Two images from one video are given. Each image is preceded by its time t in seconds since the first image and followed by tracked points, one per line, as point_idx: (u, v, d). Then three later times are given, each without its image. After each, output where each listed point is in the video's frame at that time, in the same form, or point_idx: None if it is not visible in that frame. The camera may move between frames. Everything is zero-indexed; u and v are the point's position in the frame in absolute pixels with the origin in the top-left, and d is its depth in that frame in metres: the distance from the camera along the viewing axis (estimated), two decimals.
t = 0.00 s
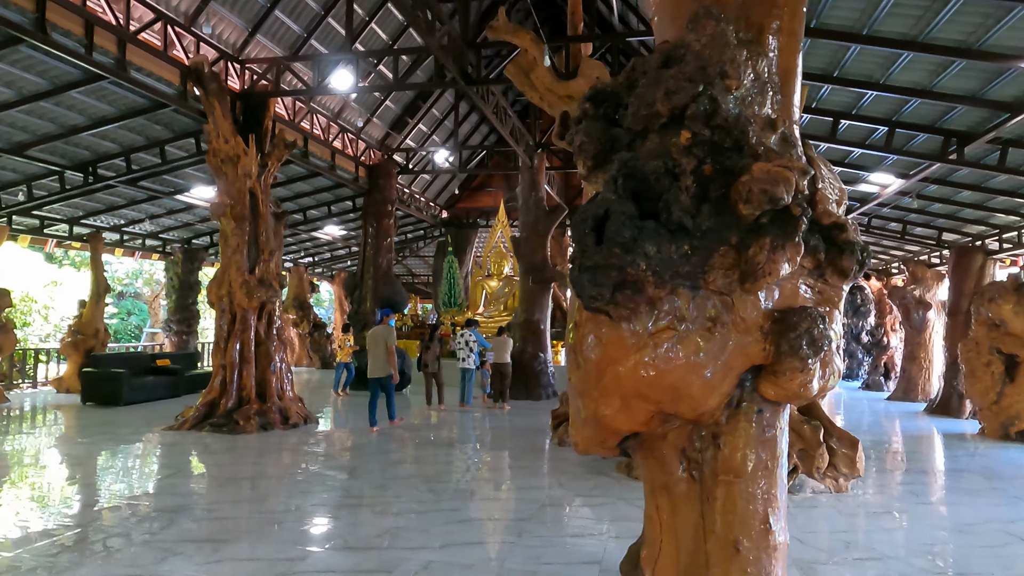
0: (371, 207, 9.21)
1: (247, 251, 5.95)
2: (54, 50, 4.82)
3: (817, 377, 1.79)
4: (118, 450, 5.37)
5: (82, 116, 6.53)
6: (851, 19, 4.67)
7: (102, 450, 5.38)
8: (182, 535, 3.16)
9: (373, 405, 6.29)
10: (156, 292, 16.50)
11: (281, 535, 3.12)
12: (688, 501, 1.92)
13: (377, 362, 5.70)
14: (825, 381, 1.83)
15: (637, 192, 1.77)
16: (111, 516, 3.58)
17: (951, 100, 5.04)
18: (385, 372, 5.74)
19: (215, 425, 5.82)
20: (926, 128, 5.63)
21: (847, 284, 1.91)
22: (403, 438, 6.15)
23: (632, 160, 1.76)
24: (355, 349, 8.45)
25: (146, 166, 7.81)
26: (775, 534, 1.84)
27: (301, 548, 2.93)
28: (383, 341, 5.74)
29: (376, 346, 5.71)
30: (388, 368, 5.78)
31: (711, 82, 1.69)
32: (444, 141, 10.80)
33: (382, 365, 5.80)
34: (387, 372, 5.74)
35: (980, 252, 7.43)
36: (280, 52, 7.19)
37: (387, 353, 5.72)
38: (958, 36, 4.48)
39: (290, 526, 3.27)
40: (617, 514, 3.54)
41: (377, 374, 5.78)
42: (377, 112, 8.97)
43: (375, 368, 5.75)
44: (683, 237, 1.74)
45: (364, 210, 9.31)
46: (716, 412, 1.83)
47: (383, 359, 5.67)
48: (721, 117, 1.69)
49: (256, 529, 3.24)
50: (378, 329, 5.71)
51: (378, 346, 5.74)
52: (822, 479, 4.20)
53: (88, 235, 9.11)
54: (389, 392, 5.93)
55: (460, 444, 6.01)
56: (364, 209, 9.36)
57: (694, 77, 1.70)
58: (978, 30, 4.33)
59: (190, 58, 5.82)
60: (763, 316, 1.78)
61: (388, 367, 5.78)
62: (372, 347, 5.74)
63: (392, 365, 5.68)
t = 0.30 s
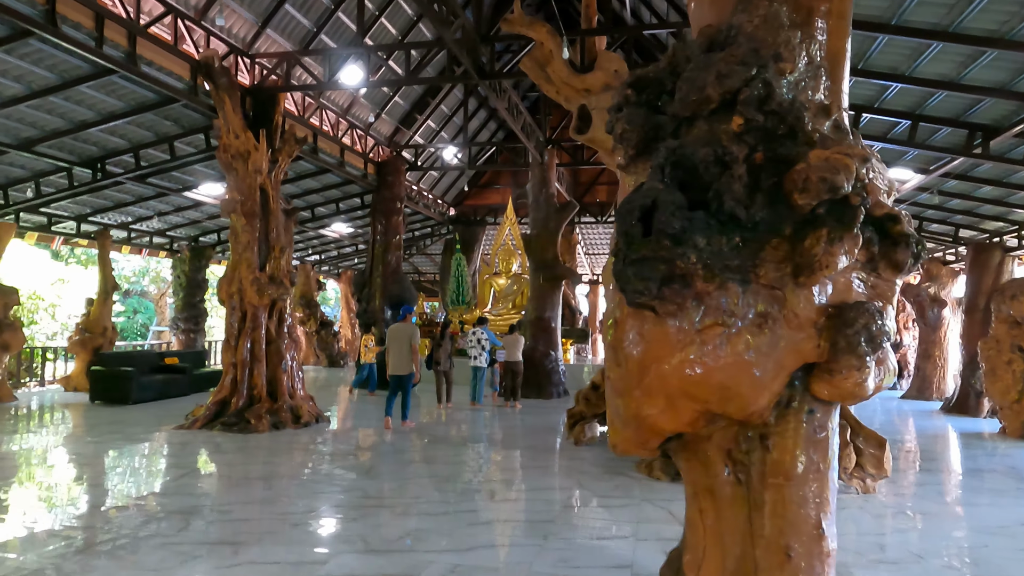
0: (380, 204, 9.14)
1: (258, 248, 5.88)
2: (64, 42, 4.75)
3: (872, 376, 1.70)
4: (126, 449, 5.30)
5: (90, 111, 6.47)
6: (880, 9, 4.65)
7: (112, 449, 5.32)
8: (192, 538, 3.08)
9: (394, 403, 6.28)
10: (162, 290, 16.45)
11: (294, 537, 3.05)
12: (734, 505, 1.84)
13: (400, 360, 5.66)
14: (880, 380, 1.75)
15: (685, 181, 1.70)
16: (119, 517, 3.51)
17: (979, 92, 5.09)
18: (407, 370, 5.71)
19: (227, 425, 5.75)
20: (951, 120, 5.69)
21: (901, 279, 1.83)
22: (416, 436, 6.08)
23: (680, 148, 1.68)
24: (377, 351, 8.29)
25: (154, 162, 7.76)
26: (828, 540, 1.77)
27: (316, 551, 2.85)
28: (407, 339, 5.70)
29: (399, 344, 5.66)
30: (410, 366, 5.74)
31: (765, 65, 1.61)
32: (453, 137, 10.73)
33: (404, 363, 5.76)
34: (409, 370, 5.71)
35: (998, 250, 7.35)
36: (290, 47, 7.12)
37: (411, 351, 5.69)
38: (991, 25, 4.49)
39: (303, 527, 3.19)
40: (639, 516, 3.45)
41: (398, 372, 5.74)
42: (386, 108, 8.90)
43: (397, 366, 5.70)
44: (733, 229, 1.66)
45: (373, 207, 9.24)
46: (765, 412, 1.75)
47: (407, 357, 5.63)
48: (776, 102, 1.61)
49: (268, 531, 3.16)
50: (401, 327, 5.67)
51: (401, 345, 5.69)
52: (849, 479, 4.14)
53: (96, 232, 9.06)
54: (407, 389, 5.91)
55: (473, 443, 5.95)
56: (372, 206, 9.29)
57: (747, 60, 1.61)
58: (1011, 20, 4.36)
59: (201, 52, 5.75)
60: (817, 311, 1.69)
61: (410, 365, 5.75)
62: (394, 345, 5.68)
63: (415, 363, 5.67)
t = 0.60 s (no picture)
0: (388, 202, 9.06)
1: (267, 246, 5.80)
2: (73, 37, 4.67)
3: (935, 382, 1.61)
4: (133, 450, 5.21)
5: (98, 107, 6.40)
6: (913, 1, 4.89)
7: (121, 450, 5.24)
8: (202, 545, 3.01)
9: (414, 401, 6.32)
10: (167, 289, 16.39)
11: (305, 544, 2.97)
12: (786, 515, 1.76)
13: (419, 360, 5.62)
14: (943, 387, 1.65)
15: (738, 177, 1.62)
16: (128, 522, 3.43)
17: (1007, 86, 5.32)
18: (425, 370, 5.66)
19: (236, 426, 5.68)
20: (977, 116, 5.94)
21: (963, 280, 1.74)
22: (428, 438, 5.99)
23: (732, 143, 1.59)
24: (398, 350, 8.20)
25: (162, 160, 7.69)
26: (887, 554, 1.68)
27: (328, 559, 2.78)
28: (426, 340, 5.68)
29: (418, 344, 5.63)
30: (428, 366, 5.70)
31: (826, 53, 1.52)
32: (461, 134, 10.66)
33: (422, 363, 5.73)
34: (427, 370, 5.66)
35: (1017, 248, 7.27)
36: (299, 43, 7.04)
37: (430, 351, 5.66)
38: None
39: (315, 534, 3.12)
40: (660, 521, 3.37)
41: (415, 372, 5.69)
42: (394, 105, 8.82)
43: (414, 365, 5.64)
44: (791, 227, 1.57)
45: (381, 206, 9.16)
46: (820, 420, 1.66)
47: (425, 356, 5.59)
48: (837, 92, 1.53)
49: (279, 538, 3.09)
50: (418, 326, 5.65)
51: (420, 345, 5.66)
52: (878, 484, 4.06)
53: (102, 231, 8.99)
54: (423, 389, 5.87)
55: (486, 444, 5.87)
56: (380, 205, 9.21)
57: (808, 48, 1.52)
58: None
59: (209, 48, 5.67)
60: (878, 314, 1.60)
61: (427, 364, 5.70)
62: (412, 345, 5.65)
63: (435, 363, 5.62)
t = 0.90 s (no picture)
0: (392, 198, 8.98)
1: (274, 243, 5.72)
2: (78, 29, 4.59)
3: (998, 383, 1.55)
4: (139, 449, 5.13)
5: (102, 102, 6.32)
6: None
7: (127, 449, 5.16)
8: (209, 547, 2.96)
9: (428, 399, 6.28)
10: (168, 286, 16.31)
11: (315, 547, 2.91)
12: (837, 522, 1.69)
13: (431, 357, 5.57)
14: (1006, 387, 1.58)
15: (794, 167, 1.55)
16: (134, 522, 3.37)
17: None
18: (437, 368, 5.61)
19: (244, 425, 5.60)
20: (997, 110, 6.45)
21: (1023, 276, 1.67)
22: (436, 436, 5.91)
23: (789, 131, 1.52)
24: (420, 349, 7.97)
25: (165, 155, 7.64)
26: (945, 562, 1.62)
27: (345, 563, 2.71)
28: (439, 336, 5.63)
29: (430, 341, 5.58)
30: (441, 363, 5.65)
31: (890, 37, 1.46)
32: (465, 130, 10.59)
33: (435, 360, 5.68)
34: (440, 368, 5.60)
35: None
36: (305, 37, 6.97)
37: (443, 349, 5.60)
38: None
39: (324, 535, 3.06)
40: (677, 523, 3.30)
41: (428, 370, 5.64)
42: (399, 100, 8.74)
43: (427, 363, 5.59)
44: (851, 220, 1.50)
45: (385, 202, 9.08)
46: (876, 423, 1.59)
47: (438, 354, 5.54)
48: (901, 79, 1.46)
49: (288, 540, 3.03)
50: (431, 324, 5.60)
51: (433, 342, 5.61)
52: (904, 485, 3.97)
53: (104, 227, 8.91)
54: (434, 387, 5.82)
55: (495, 443, 5.79)
56: (384, 201, 9.13)
57: (869, 32, 1.46)
58: None
59: (216, 41, 5.58)
60: (939, 312, 1.54)
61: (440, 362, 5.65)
62: (425, 343, 5.60)
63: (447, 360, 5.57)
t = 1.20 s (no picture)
0: (394, 198, 8.90)
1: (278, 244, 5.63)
2: (82, 25, 4.50)
3: None
4: (142, 454, 5.02)
5: (103, 100, 6.22)
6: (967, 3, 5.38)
7: (129, 454, 5.04)
8: (213, 558, 2.86)
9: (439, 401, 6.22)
10: (165, 288, 16.15)
11: (325, 557, 2.83)
12: (896, 535, 1.62)
13: (442, 358, 5.51)
14: None
15: (857, 163, 1.48)
16: (133, 529, 3.29)
17: None
18: (448, 370, 5.56)
19: (248, 429, 5.50)
20: None
21: None
22: (442, 440, 5.81)
23: (852, 124, 1.45)
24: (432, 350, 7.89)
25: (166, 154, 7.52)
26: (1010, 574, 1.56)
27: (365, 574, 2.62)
28: (448, 338, 5.58)
29: (440, 343, 5.52)
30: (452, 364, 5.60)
31: (960, 27, 1.39)
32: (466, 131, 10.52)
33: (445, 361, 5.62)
34: (451, 368, 5.55)
35: None
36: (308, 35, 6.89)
37: (452, 350, 5.55)
38: None
39: (337, 546, 2.96)
40: (698, 530, 3.24)
41: (440, 372, 5.59)
42: (401, 100, 8.66)
43: (440, 364, 5.56)
44: (919, 219, 1.43)
45: (387, 202, 8.99)
46: (940, 431, 1.52)
47: (448, 355, 5.49)
48: (972, 71, 1.39)
49: (296, 550, 2.95)
50: (441, 326, 5.55)
51: (443, 344, 5.56)
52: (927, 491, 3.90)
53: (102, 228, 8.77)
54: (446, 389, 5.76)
55: (503, 446, 5.70)
56: (386, 201, 9.04)
57: (938, 22, 1.39)
58: None
59: (220, 38, 5.50)
60: (1007, 314, 1.47)
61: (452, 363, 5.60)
62: (436, 344, 5.57)
63: (457, 361, 5.52)
